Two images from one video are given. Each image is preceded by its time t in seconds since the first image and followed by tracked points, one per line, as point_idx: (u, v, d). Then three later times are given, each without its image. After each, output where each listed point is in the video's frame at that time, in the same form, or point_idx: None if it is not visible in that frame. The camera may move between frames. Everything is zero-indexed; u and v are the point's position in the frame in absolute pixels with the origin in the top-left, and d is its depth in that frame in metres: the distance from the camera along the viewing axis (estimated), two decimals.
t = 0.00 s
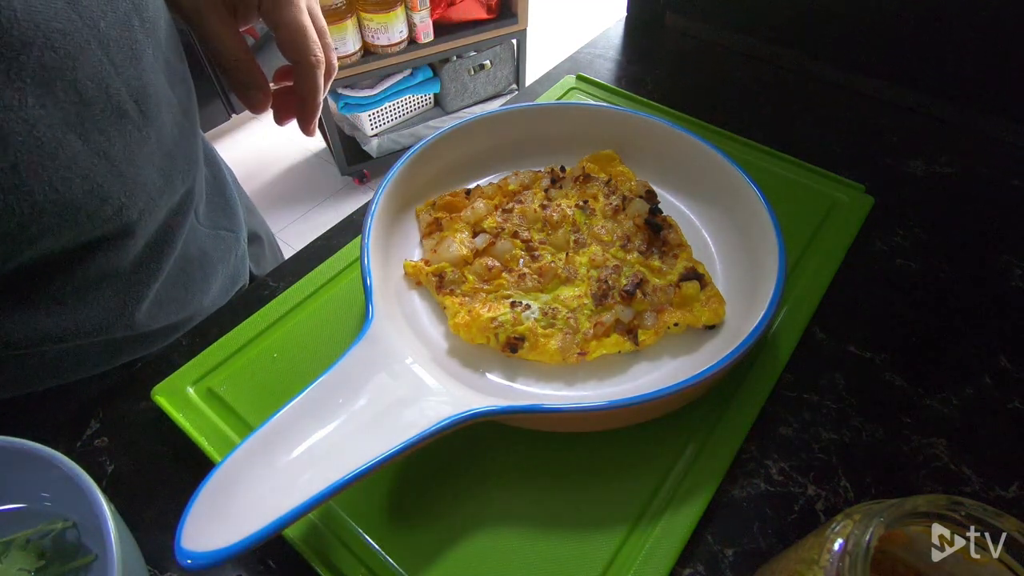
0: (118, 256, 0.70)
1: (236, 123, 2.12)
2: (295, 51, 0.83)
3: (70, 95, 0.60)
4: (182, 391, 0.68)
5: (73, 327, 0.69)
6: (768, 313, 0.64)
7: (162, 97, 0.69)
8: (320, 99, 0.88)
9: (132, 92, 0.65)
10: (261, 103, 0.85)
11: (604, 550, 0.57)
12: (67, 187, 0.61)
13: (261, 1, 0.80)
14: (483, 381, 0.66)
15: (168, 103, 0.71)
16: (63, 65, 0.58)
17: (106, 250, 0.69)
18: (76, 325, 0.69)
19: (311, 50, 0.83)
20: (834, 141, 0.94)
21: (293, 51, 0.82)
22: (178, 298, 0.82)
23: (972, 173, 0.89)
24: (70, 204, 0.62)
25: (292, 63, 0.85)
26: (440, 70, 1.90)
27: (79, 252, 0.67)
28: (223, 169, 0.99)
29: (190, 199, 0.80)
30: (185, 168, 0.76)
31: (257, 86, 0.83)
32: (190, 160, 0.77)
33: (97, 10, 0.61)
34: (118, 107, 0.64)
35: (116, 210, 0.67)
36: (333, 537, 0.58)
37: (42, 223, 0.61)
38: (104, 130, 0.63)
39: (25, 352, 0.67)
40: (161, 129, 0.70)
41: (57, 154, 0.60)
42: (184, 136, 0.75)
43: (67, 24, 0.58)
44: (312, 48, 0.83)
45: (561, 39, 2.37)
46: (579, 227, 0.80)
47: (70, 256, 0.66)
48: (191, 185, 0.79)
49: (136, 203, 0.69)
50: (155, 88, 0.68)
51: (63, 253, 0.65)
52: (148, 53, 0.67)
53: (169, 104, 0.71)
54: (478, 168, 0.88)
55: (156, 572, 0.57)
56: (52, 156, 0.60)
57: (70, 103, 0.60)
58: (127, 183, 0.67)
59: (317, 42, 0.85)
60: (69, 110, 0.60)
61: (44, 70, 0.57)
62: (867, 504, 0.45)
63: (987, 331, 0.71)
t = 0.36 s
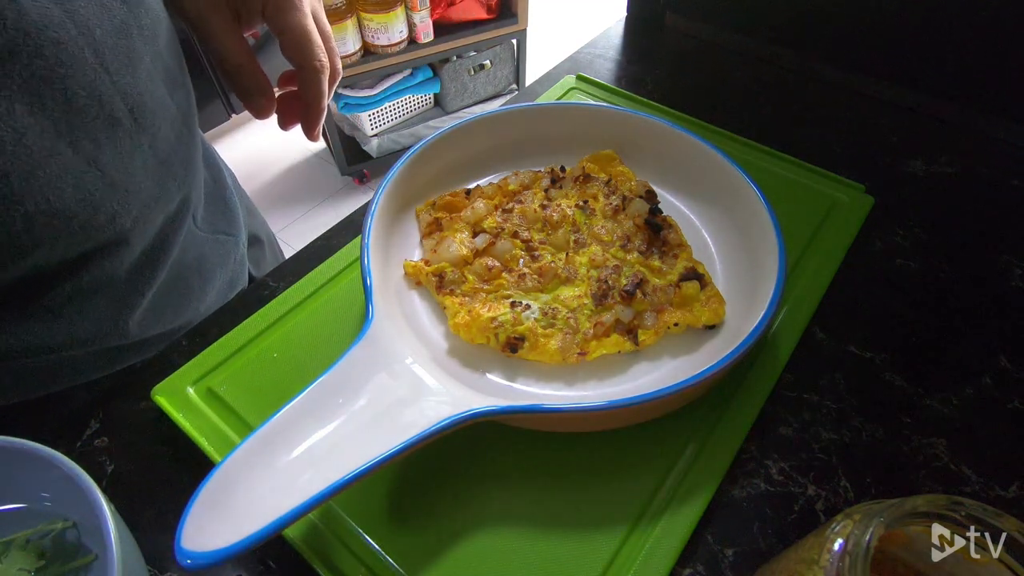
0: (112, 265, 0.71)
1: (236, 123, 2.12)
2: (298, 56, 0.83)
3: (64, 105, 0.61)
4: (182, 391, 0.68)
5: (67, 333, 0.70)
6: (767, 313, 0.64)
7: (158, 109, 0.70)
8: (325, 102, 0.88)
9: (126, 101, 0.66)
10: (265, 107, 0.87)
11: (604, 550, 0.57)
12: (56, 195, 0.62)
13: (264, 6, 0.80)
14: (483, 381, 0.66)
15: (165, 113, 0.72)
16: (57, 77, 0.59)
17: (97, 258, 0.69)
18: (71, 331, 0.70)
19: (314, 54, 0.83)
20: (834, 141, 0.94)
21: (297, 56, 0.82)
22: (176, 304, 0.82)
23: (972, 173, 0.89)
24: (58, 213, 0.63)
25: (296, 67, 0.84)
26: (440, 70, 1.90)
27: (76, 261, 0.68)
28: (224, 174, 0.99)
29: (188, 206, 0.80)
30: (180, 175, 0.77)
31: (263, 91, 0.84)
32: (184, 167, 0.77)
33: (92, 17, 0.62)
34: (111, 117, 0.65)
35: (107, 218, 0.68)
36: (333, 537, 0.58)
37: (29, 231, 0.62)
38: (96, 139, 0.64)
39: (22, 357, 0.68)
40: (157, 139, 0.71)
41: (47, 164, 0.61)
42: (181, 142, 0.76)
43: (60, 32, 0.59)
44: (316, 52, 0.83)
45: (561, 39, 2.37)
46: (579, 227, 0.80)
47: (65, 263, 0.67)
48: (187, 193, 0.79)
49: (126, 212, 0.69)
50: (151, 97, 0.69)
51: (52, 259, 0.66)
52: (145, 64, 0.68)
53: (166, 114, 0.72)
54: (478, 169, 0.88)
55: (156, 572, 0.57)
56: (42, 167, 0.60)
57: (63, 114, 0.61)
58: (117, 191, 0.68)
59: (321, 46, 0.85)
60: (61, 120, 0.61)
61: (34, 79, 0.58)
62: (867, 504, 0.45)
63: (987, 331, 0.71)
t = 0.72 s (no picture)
0: (98, 279, 0.71)
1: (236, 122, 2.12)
2: (300, 58, 0.82)
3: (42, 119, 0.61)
4: (182, 391, 0.68)
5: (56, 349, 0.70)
6: (768, 313, 0.64)
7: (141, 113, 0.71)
8: (329, 104, 0.87)
9: (103, 110, 0.66)
10: (267, 111, 0.87)
11: (604, 550, 0.57)
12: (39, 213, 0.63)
13: (265, 8, 0.79)
14: (483, 381, 0.66)
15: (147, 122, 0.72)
16: (29, 91, 0.59)
17: (83, 274, 0.70)
18: (59, 347, 0.70)
19: (318, 55, 0.82)
20: (835, 142, 0.94)
21: (301, 58, 0.81)
22: (168, 315, 0.82)
23: (972, 173, 0.89)
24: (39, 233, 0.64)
25: (300, 70, 0.83)
26: (440, 70, 1.90)
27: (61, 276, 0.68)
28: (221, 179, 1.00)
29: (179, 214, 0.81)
30: (170, 186, 0.78)
31: (263, 96, 0.85)
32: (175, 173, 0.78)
33: (74, 29, 0.63)
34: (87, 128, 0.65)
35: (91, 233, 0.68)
36: (333, 537, 0.58)
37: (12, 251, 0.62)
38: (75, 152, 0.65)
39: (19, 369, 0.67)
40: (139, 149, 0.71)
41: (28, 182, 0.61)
42: (169, 152, 0.77)
43: (36, 44, 0.59)
44: (320, 54, 0.82)
45: (562, 39, 2.37)
46: (579, 227, 0.80)
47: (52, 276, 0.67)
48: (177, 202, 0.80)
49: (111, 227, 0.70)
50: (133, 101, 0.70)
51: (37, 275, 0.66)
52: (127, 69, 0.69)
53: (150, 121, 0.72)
54: (478, 169, 0.88)
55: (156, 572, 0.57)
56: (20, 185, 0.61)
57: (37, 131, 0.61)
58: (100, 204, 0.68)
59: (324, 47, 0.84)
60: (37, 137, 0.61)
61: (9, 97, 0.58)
62: (867, 504, 0.45)
63: (987, 331, 0.71)
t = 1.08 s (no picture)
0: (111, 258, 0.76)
1: (236, 123, 2.11)
2: (323, 59, 0.81)
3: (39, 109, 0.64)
4: (182, 391, 0.68)
5: (67, 338, 0.76)
6: (768, 313, 0.64)
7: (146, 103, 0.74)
8: (350, 107, 0.85)
9: (99, 98, 0.69)
10: (288, 113, 0.85)
11: (604, 550, 0.57)
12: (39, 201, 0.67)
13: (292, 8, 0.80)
14: (483, 381, 0.66)
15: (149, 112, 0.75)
16: (27, 82, 0.63)
17: (104, 252, 0.75)
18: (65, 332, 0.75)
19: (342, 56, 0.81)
20: (835, 142, 0.94)
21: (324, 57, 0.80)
22: (164, 309, 0.85)
23: (972, 173, 0.89)
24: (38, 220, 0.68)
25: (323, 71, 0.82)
26: (440, 70, 1.90)
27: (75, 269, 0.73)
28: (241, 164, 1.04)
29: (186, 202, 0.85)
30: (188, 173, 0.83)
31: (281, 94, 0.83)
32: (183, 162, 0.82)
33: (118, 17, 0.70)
34: (79, 117, 0.68)
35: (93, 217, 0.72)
36: (334, 538, 0.58)
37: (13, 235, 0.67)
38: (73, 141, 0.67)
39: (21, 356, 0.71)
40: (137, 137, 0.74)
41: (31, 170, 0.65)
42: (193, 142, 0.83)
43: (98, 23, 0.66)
44: (344, 55, 0.81)
45: (562, 39, 2.37)
46: (579, 227, 0.80)
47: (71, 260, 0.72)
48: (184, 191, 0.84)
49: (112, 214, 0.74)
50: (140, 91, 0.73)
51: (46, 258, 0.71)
52: (133, 60, 0.71)
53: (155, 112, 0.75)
54: (478, 169, 0.88)
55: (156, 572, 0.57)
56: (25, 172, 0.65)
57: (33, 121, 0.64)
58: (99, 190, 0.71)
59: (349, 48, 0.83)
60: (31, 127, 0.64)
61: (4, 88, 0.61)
62: (867, 504, 0.45)
63: (987, 331, 0.71)
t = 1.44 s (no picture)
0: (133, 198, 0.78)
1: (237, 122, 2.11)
2: (355, 33, 0.83)
3: (96, 58, 0.68)
4: (182, 391, 0.68)
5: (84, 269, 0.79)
6: (768, 313, 0.64)
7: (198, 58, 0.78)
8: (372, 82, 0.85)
9: (155, 47, 0.72)
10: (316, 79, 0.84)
11: (604, 551, 0.57)
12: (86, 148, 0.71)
13: None
14: (483, 381, 0.66)
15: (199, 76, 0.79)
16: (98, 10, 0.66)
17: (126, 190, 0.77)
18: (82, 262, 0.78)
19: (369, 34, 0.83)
20: (835, 142, 0.94)
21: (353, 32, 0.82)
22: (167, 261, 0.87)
23: (973, 173, 0.89)
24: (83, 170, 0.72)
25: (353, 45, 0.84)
26: (440, 70, 1.90)
27: (113, 219, 0.78)
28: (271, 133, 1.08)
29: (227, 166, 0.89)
30: (219, 132, 0.86)
31: (312, 60, 0.83)
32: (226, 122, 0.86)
33: None
34: (137, 70, 0.72)
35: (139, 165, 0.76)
36: (335, 538, 0.58)
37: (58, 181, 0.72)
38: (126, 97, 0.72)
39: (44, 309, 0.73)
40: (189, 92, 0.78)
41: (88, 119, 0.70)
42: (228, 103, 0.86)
43: None
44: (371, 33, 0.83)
45: (562, 39, 2.37)
46: (579, 227, 0.80)
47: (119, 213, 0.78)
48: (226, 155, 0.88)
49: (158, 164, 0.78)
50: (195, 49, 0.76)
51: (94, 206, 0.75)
52: (188, 17, 0.75)
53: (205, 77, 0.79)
54: (479, 168, 0.88)
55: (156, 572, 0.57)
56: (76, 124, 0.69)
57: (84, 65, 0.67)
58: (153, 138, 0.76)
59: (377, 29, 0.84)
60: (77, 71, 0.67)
61: (51, 35, 0.64)
62: (867, 504, 0.45)
63: (987, 331, 0.71)
